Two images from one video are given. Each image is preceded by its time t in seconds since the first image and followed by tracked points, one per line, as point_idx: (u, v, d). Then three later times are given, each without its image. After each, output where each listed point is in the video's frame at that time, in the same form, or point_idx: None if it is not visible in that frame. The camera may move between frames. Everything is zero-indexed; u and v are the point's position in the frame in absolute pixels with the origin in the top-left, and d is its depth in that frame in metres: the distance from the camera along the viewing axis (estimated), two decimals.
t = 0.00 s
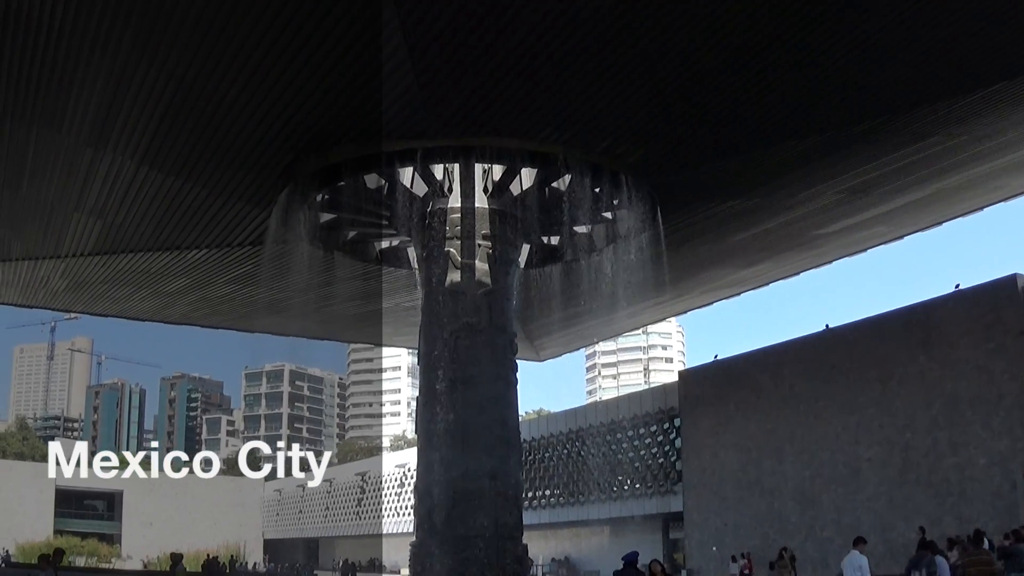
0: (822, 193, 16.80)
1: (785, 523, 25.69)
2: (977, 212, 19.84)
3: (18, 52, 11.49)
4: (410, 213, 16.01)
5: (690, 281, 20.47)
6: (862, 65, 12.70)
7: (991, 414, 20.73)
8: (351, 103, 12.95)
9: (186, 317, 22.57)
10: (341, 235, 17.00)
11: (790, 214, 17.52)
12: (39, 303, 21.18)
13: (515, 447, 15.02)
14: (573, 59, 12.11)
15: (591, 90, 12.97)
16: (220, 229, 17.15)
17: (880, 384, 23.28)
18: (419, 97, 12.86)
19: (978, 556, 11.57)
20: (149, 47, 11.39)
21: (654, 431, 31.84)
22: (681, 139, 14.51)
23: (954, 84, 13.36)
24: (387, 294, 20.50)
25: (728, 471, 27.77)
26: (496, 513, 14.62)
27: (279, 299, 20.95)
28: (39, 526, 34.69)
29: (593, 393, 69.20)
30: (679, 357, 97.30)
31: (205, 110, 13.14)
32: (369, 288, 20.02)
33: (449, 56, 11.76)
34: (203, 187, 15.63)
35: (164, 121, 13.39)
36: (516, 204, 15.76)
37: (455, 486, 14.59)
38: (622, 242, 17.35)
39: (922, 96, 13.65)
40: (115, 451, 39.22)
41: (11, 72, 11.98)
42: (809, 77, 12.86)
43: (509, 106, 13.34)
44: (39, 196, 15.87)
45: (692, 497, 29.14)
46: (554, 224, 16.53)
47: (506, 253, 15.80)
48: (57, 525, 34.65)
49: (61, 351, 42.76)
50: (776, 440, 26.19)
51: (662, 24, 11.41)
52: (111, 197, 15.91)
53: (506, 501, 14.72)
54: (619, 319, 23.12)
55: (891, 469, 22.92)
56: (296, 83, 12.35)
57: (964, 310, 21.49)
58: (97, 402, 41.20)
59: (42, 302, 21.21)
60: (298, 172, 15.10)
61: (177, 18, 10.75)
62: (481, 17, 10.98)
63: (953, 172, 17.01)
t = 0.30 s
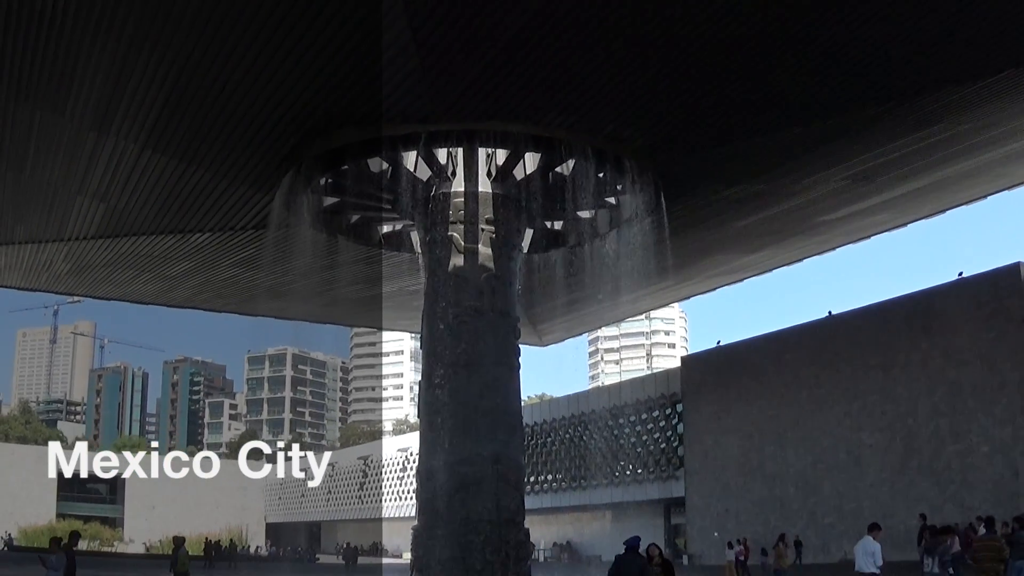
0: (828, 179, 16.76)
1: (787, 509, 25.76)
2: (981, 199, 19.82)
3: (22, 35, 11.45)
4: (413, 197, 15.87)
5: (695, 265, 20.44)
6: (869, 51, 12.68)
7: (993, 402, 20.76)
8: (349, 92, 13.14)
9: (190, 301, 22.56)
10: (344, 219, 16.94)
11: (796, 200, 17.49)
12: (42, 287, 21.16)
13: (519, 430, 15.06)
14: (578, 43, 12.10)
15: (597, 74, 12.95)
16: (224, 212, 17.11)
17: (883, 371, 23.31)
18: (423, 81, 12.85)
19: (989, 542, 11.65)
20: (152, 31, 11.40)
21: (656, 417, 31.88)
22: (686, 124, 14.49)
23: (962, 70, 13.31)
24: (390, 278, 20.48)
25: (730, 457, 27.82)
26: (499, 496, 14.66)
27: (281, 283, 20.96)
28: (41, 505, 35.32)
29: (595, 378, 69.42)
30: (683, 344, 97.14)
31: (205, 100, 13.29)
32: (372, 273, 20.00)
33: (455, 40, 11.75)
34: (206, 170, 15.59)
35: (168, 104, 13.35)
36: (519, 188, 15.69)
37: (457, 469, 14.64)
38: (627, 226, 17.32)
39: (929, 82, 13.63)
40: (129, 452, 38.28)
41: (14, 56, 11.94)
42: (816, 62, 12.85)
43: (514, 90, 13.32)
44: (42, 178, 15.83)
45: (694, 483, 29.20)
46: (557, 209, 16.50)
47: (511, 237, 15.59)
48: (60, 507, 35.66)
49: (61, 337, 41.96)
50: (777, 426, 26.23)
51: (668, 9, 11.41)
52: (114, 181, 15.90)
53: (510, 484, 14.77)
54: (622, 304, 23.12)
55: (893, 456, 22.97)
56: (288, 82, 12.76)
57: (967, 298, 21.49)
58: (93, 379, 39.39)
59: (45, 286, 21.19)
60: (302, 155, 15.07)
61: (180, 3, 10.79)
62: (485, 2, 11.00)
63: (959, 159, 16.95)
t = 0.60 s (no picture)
0: (830, 159, 16.70)
1: (789, 489, 25.81)
2: (982, 180, 19.79)
3: (19, 24, 11.43)
4: (413, 180, 15.85)
5: (697, 246, 20.41)
6: (871, 33, 12.68)
7: (993, 383, 20.82)
8: (348, 78, 13.19)
9: (192, 285, 22.54)
10: (345, 202, 16.90)
11: (798, 180, 17.44)
12: (44, 273, 21.13)
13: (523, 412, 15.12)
14: (578, 27, 12.09)
15: (598, 57, 12.93)
16: (224, 197, 17.08)
17: (884, 351, 23.33)
18: (424, 65, 12.84)
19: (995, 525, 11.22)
20: (150, 18, 11.39)
21: (657, 398, 31.95)
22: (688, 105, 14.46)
23: (965, 49, 13.24)
24: (391, 261, 20.44)
25: (732, 437, 27.87)
26: (503, 479, 14.73)
27: (283, 267, 20.94)
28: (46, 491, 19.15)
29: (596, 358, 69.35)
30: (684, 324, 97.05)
31: (203, 87, 13.33)
32: (373, 256, 19.96)
33: (455, 23, 11.73)
34: (207, 155, 15.56)
35: (168, 89, 13.32)
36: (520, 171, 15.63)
37: (461, 451, 14.71)
38: (629, 208, 17.28)
39: (930, 64, 13.61)
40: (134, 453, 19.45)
41: (13, 44, 11.91)
42: (818, 44, 12.83)
43: (515, 72, 13.28)
44: (42, 165, 15.80)
45: (697, 464, 29.24)
46: (558, 191, 16.47)
47: (512, 219, 15.53)
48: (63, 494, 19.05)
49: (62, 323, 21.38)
50: (779, 407, 26.27)
51: None
52: (113, 167, 15.88)
53: (515, 468, 14.84)
54: (625, 285, 23.10)
55: (895, 437, 23.01)
56: (279, 76, 13.03)
57: (967, 278, 21.50)
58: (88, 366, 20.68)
59: (47, 273, 21.17)
60: (302, 138, 15.05)
61: None
62: None
63: (962, 139, 16.88)
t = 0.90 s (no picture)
0: (818, 144, 16.98)
1: (780, 468, 26.20)
2: (969, 165, 20.08)
3: (30, 12, 11.71)
4: (413, 164, 16.25)
5: (688, 229, 20.71)
6: (856, 23, 12.96)
7: (979, 365, 21.19)
8: (348, 63, 13.47)
9: (197, 267, 22.85)
10: (347, 184, 17.21)
11: (788, 165, 17.72)
12: (52, 255, 21.48)
13: (518, 390, 15.55)
14: (570, 14, 12.37)
15: (590, 43, 13.21)
16: (228, 179, 17.38)
17: (873, 333, 23.68)
18: (421, 51, 13.14)
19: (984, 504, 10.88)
20: (158, 5, 11.67)
21: (652, 378, 32.37)
22: (678, 91, 14.75)
23: (950, 38, 13.52)
24: (390, 243, 20.75)
25: (725, 417, 28.24)
26: (499, 456, 15.17)
27: (286, 248, 21.27)
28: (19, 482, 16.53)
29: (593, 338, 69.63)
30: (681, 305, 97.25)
31: (209, 73, 13.64)
32: (373, 237, 20.26)
33: (449, 11, 12.06)
34: (212, 138, 15.85)
35: (175, 74, 13.61)
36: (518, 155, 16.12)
37: (458, 428, 15.16)
38: (623, 191, 17.58)
39: (914, 52, 13.90)
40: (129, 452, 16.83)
41: (24, 31, 12.21)
42: (804, 32, 13.12)
43: (509, 58, 13.57)
44: (52, 149, 16.10)
45: (690, 442, 29.61)
46: (555, 174, 16.78)
47: (510, 202, 15.81)
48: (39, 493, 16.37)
49: (72, 302, 18.55)
50: (771, 387, 26.63)
51: None
52: (120, 151, 16.20)
53: (508, 444, 15.29)
54: (619, 266, 23.40)
55: (884, 416, 23.42)
56: (282, 61, 13.32)
57: (955, 262, 21.83)
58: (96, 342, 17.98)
59: (54, 254, 21.50)
60: (306, 122, 15.35)
61: None
62: None
63: (948, 126, 17.15)
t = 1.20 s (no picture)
0: (817, 124, 16.95)
1: (778, 447, 26.26)
2: (968, 146, 20.05)
3: None
4: (412, 143, 16.01)
5: (687, 208, 20.67)
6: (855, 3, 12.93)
7: (977, 346, 21.24)
8: (346, 42, 13.42)
9: (196, 247, 22.83)
10: (345, 164, 17.16)
11: (787, 146, 17.71)
12: (51, 236, 21.47)
13: (516, 369, 15.62)
14: None
15: (589, 23, 13.17)
16: (226, 159, 17.33)
17: (871, 312, 23.71)
18: (419, 28, 13.10)
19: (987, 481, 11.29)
20: None
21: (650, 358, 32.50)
22: (677, 70, 14.71)
23: (948, 20, 13.50)
24: (389, 222, 20.71)
25: (723, 397, 28.27)
26: (495, 436, 15.31)
27: (284, 227, 21.24)
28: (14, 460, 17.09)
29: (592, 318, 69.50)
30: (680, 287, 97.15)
31: (206, 52, 13.57)
32: (372, 217, 20.22)
33: None
34: (210, 118, 15.80)
35: (172, 53, 13.54)
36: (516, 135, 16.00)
37: (456, 407, 15.25)
38: (622, 170, 17.54)
39: (913, 34, 13.87)
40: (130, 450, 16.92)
41: (20, 11, 12.14)
42: (803, 12, 13.09)
43: (508, 36, 13.53)
44: (49, 129, 16.05)
45: (688, 422, 29.63)
46: (553, 154, 16.72)
47: (508, 180, 15.71)
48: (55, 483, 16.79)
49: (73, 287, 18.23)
50: (769, 367, 26.66)
51: None
52: (118, 131, 16.16)
53: (504, 423, 15.40)
54: (618, 245, 23.38)
55: (881, 397, 23.50)
56: (280, 40, 13.25)
57: (953, 242, 21.86)
58: (94, 325, 17.87)
59: (53, 235, 21.48)
60: (304, 100, 15.31)
61: None
62: None
63: (947, 108, 17.12)
